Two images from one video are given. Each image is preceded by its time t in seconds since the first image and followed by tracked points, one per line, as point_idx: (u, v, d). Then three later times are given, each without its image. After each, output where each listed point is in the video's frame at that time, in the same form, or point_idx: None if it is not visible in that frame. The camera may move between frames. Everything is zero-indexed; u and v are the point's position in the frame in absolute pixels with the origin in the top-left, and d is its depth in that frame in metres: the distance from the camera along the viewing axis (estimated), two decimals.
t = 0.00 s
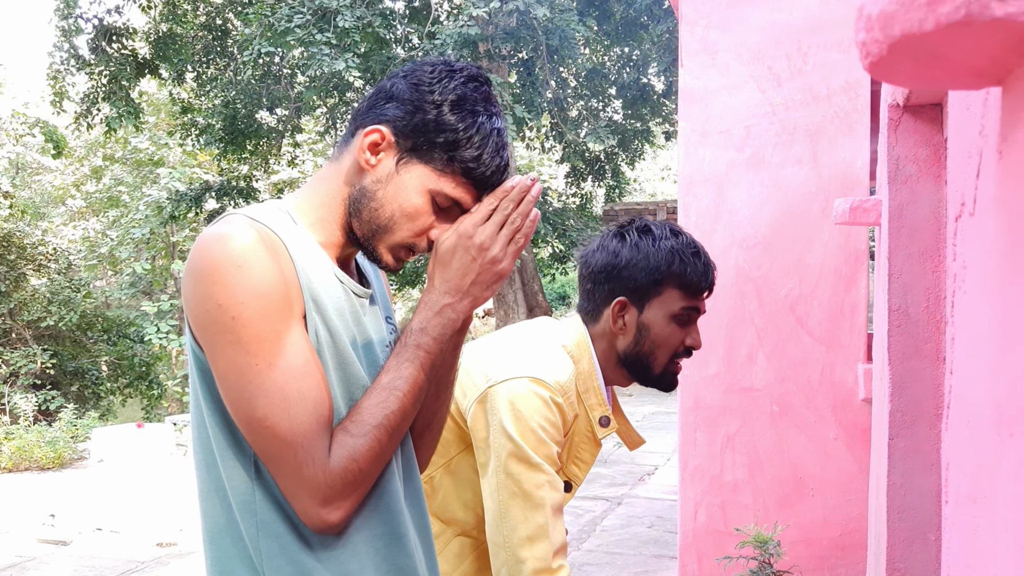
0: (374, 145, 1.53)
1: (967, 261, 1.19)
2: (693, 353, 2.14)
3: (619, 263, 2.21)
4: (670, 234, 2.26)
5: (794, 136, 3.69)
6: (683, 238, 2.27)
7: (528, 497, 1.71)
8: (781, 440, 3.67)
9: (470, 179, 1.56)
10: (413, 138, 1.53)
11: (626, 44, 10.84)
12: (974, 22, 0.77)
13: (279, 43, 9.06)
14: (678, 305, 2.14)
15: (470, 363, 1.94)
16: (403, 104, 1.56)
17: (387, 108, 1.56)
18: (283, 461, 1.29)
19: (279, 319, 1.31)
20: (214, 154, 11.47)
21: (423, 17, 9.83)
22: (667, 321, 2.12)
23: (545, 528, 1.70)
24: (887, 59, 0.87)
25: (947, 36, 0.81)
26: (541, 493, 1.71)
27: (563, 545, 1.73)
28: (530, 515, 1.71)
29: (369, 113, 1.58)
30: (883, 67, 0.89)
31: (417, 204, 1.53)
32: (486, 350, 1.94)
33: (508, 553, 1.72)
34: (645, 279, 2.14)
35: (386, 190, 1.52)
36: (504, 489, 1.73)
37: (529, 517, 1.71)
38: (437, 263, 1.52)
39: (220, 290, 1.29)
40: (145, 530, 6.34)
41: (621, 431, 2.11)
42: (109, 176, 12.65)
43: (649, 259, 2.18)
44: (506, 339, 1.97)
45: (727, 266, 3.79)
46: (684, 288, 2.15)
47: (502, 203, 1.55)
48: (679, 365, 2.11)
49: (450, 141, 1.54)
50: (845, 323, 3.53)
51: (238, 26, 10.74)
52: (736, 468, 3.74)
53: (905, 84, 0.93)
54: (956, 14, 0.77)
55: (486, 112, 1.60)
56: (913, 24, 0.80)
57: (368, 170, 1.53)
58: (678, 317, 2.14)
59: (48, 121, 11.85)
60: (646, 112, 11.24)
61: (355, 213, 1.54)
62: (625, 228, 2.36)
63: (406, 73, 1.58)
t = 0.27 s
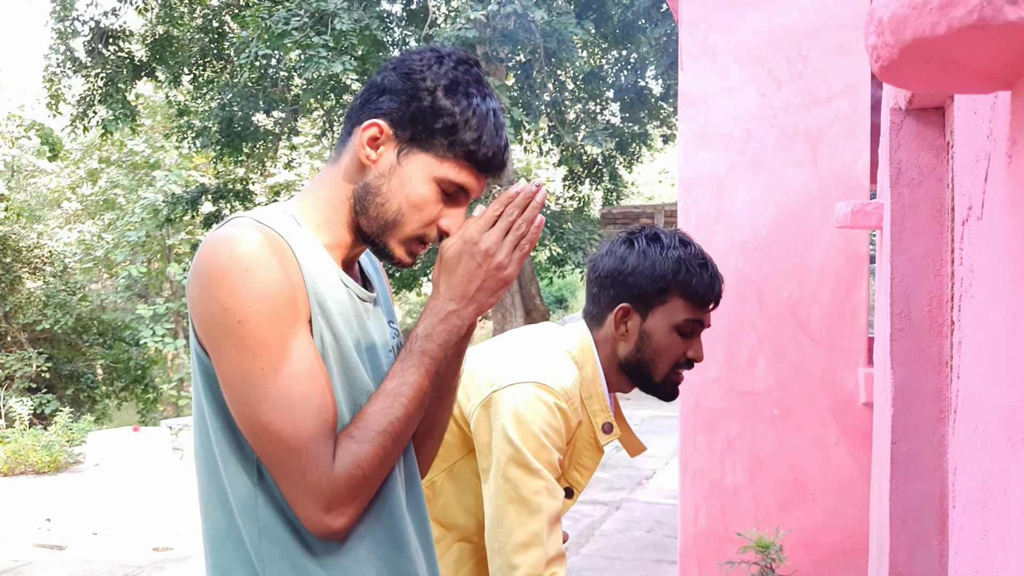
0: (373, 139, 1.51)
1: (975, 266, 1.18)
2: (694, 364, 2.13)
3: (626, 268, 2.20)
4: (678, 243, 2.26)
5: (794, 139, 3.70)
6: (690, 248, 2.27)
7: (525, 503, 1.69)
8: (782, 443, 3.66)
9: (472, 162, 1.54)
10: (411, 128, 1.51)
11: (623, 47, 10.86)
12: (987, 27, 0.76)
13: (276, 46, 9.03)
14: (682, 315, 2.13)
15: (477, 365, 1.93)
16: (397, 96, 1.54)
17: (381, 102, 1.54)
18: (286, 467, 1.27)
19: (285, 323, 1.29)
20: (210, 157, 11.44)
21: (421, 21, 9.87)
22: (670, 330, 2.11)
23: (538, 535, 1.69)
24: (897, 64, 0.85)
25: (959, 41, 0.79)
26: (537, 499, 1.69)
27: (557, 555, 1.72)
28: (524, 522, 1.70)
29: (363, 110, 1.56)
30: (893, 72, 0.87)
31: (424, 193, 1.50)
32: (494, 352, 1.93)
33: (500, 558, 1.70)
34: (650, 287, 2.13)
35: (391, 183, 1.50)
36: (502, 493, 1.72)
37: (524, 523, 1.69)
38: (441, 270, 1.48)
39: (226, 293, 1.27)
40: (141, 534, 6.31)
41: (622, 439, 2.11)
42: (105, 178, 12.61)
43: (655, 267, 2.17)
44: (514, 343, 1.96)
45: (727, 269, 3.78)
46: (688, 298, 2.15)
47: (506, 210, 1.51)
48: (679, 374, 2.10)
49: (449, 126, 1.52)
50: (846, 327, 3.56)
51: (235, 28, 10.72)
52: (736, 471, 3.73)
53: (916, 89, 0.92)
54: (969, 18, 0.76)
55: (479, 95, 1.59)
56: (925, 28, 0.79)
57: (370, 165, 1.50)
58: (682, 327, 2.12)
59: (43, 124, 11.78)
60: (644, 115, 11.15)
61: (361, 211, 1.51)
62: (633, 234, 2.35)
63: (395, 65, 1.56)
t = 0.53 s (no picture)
0: (361, 127, 1.46)
1: (976, 269, 1.19)
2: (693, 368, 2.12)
3: (626, 271, 2.21)
4: (678, 247, 2.26)
5: (791, 143, 3.72)
6: (691, 252, 2.28)
7: (534, 504, 1.71)
8: (779, 446, 3.68)
9: (459, 115, 1.50)
10: (392, 104, 1.46)
11: (620, 52, 10.93)
12: (991, 32, 0.78)
13: (273, 49, 9.03)
14: (681, 319, 2.12)
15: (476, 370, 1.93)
16: (367, 78, 1.49)
17: (354, 89, 1.49)
18: (287, 472, 1.26)
19: (293, 327, 1.30)
20: (207, 160, 11.45)
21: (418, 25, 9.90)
22: (668, 334, 2.10)
23: (550, 534, 1.70)
24: (901, 67, 0.86)
25: (964, 45, 0.81)
26: (547, 500, 1.71)
27: (570, 553, 1.73)
28: (535, 522, 1.71)
29: (339, 106, 1.51)
30: (896, 76, 0.88)
31: (428, 163, 1.46)
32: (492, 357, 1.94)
33: (514, 560, 1.72)
34: (650, 291, 2.13)
35: (393, 162, 1.46)
36: (509, 495, 1.73)
37: (535, 524, 1.71)
38: (448, 282, 1.46)
39: (237, 295, 1.28)
40: (136, 538, 6.29)
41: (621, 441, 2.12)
42: (101, 182, 12.59)
43: (654, 270, 2.18)
44: (513, 346, 1.96)
45: (725, 273, 3.79)
46: (688, 302, 2.14)
47: (516, 224, 1.50)
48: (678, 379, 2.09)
49: (427, 88, 1.48)
50: (842, 331, 3.57)
51: (232, 32, 10.74)
52: (734, 474, 3.75)
53: (919, 93, 0.93)
54: (974, 22, 0.77)
55: (443, 51, 1.54)
56: (929, 32, 0.80)
57: (367, 152, 1.46)
58: (680, 330, 2.12)
59: (39, 126, 11.75)
60: (640, 119, 11.24)
61: (370, 201, 1.47)
62: (634, 237, 2.36)
63: (355, 52, 1.52)
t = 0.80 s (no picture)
0: (354, 124, 1.46)
1: (976, 272, 1.20)
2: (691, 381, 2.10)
3: (646, 281, 2.09)
4: (700, 263, 2.17)
5: (788, 147, 3.73)
6: (711, 269, 2.20)
7: (546, 506, 1.71)
8: (776, 449, 3.69)
9: (447, 98, 1.51)
10: (380, 96, 1.46)
11: (615, 55, 10.95)
12: (997, 35, 0.78)
13: (270, 52, 9.03)
14: (692, 337, 2.05)
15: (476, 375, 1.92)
16: (350, 76, 1.49)
17: (339, 89, 1.49)
18: (289, 476, 1.26)
19: (298, 331, 1.29)
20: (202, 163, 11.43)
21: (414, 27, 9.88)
22: (676, 351, 2.03)
23: (566, 536, 1.70)
24: (904, 71, 0.86)
25: (968, 49, 0.81)
26: (558, 502, 1.71)
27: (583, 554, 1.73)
28: (549, 524, 1.71)
29: (326, 110, 1.51)
30: (900, 80, 0.89)
31: (424, 148, 1.46)
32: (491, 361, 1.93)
33: (530, 563, 1.71)
34: (666, 307, 2.04)
35: (390, 155, 1.46)
36: (520, 500, 1.73)
37: (547, 526, 1.71)
38: (447, 288, 1.46)
39: (243, 298, 1.27)
40: (132, 541, 6.27)
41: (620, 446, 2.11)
42: (96, 184, 12.55)
43: (674, 285, 2.08)
44: (510, 350, 1.96)
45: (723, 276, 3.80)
46: (701, 321, 2.07)
47: (513, 229, 1.51)
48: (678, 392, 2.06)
49: (410, 74, 1.48)
50: (839, 334, 3.60)
51: (228, 34, 10.74)
52: (731, 478, 3.75)
53: (920, 98, 0.93)
54: (978, 26, 0.78)
55: (421, 38, 1.54)
56: (934, 35, 0.81)
57: (362, 148, 1.46)
58: (688, 348, 2.06)
59: (34, 128, 11.73)
60: (635, 122, 11.29)
61: (373, 197, 1.47)
62: (655, 242, 2.25)
63: (335, 53, 1.52)
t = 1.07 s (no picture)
0: (341, 123, 1.46)
1: (975, 273, 1.20)
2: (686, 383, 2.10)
3: (651, 281, 2.08)
4: (706, 265, 2.15)
5: (784, 150, 3.74)
6: (716, 272, 2.18)
7: (558, 489, 1.70)
8: (772, 451, 3.70)
9: (429, 85, 1.51)
10: (364, 91, 1.46)
11: (611, 57, 10.94)
12: (998, 37, 0.78)
13: (266, 53, 9.02)
14: (693, 339, 2.05)
15: (473, 373, 1.92)
16: (332, 76, 1.48)
17: (322, 91, 1.49)
18: (290, 479, 1.25)
19: (299, 334, 1.29)
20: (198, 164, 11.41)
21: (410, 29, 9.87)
22: (677, 352, 2.03)
23: (583, 515, 1.69)
24: (905, 74, 0.86)
25: (969, 52, 0.81)
26: (570, 483, 1.70)
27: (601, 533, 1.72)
28: (564, 506, 1.69)
29: (312, 113, 1.51)
30: (900, 83, 0.89)
31: (413, 138, 1.46)
32: (488, 359, 1.93)
33: (550, 549, 1.68)
34: (671, 309, 2.02)
35: (380, 149, 1.45)
36: (531, 487, 1.72)
37: (563, 509, 1.69)
38: (438, 290, 1.45)
39: (245, 301, 1.27)
40: (126, 543, 6.26)
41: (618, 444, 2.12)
42: (91, 185, 12.51)
43: (680, 287, 2.06)
44: (507, 348, 1.96)
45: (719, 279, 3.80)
46: (703, 324, 2.06)
47: (500, 228, 1.49)
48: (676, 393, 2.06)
49: (390, 67, 1.47)
50: (835, 336, 3.60)
51: (223, 36, 10.71)
52: (727, 479, 3.76)
53: (919, 100, 0.93)
54: (980, 28, 0.78)
55: (396, 30, 1.54)
56: (935, 38, 0.81)
57: (352, 146, 1.46)
58: (688, 350, 2.05)
59: (29, 129, 11.69)
60: (632, 124, 11.26)
61: (369, 195, 1.46)
62: (664, 243, 2.23)
63: (314, 56, 1.52)
